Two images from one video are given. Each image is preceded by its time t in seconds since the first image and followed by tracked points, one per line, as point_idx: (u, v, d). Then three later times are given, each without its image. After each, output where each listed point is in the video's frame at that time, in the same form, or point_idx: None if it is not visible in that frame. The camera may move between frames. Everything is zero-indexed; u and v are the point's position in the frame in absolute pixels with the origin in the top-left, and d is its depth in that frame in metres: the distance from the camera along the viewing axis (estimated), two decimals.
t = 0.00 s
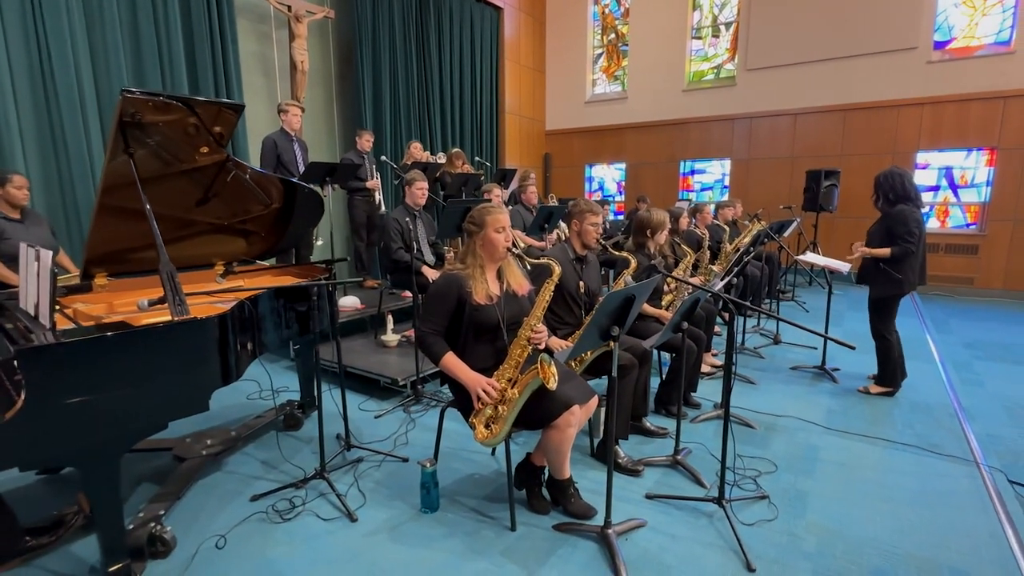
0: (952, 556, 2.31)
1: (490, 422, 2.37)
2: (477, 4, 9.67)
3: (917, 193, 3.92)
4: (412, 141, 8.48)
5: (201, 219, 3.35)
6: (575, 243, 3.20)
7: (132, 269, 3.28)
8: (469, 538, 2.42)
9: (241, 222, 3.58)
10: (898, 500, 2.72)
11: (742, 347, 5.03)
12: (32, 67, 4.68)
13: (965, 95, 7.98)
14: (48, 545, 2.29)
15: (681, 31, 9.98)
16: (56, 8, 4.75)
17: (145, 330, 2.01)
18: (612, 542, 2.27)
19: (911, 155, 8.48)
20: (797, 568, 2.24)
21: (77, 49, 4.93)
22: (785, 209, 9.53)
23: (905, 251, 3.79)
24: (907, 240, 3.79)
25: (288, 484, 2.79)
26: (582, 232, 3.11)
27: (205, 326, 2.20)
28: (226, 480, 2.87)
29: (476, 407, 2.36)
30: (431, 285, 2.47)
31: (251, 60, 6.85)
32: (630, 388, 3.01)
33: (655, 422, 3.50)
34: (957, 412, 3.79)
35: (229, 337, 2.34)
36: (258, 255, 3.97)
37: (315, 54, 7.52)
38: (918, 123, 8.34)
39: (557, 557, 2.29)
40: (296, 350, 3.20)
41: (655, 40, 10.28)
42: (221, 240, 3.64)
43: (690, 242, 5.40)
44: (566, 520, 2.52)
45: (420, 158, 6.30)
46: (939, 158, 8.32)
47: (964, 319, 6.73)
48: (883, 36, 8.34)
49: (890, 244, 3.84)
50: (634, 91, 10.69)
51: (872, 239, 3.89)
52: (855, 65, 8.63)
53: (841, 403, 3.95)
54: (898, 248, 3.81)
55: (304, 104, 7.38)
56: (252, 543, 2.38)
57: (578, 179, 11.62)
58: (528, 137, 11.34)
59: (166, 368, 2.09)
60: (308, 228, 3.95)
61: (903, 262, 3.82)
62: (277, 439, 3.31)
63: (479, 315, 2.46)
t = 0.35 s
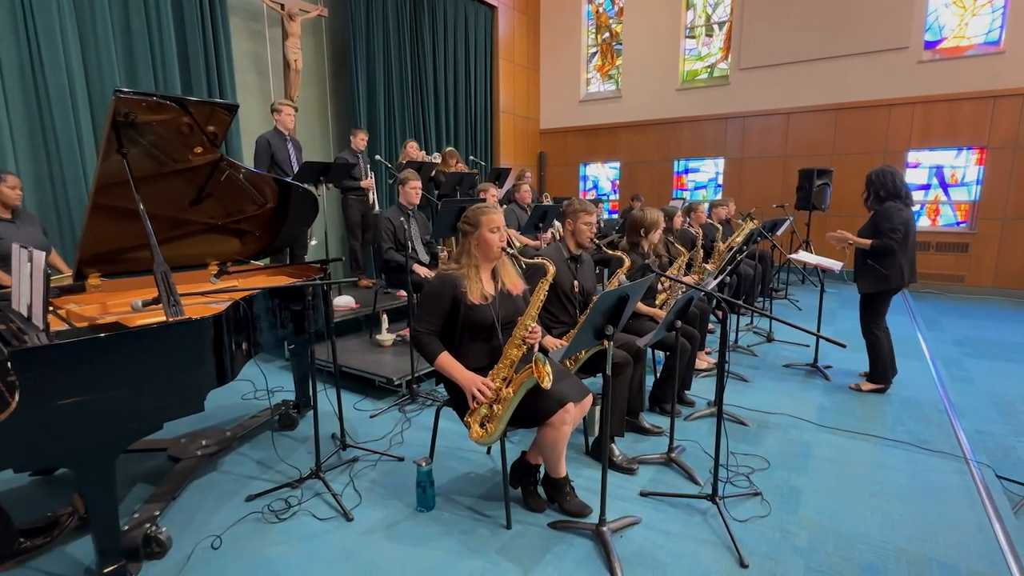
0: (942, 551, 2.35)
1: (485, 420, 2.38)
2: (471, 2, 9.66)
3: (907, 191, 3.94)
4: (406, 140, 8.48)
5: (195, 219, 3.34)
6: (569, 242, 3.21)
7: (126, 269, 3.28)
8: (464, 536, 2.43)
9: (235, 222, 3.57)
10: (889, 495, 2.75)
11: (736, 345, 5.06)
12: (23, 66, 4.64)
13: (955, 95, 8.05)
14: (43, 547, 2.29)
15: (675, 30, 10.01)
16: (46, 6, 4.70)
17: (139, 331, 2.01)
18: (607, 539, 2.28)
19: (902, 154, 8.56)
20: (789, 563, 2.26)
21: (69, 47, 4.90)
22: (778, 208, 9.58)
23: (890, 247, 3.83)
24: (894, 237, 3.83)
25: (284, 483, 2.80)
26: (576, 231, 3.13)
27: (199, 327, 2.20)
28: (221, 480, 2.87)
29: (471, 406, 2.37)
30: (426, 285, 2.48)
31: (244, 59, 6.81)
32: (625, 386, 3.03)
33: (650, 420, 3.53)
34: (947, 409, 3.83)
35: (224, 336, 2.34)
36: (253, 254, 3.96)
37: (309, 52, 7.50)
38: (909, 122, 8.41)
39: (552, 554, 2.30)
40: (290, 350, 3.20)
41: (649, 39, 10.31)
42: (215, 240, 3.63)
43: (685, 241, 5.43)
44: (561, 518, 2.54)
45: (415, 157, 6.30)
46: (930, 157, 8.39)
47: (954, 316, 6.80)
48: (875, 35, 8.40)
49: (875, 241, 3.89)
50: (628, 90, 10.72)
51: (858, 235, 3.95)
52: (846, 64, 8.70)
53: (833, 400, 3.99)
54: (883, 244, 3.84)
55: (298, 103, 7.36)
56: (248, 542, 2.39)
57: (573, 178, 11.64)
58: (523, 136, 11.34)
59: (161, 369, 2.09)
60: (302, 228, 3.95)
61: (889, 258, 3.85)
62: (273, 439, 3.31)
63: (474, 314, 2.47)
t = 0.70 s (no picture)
0: (939, 548, 2.36)
1: (484, 419, 2.38)
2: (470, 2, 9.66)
3: (902, 190, 3.94)
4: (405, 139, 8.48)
5: (194, 218, 3.34)
6: (568, 241, 3.22)
7: (125, 268, 3.28)
8: (463, 534, 2.44)
9: (234, 222, 3.57)
10: (886, 493, 2.77)
11: (734, 344, 5.08)
12: (19, 65, 4.62)
13: (951, 94, 8.08)
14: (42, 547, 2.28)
15: (674, 30, 10.02)
16: (43, 6, 4.69)
17: (139, 331, 2.01)
18: (606, 537, 2.29)
19: (899, 154, 8.58)
20: (788, 560, 2.28)
21: (66, 46, 4.88)
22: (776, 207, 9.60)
23: (879, 245, 3.85)
24: (884, 235, 3.85)
25: (283, 482, 2.80)
26: (574, 230, 3.13)
27: (199, 326, 2.20)
28: (221, 479, 2.87)
29: (470, 404, 2.38)
30: (426, 284, 2.49)
31: (242, 58, 6.80)
32: (623, 384, 3.04)
33: (649, 419, 3.54)
34: (945, 407, 3.85)
35: (223, 335, 2.34)
36: (252, 254, 3.96)
37: (307, 51, 7.49)
38: (906, 122, 8.43)
39: (551, 552, 2.31)
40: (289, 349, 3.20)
41: (647, 39, 10.32)
42: (215, 239, 3.64)
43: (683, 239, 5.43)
44: (560, 516, 2.54)
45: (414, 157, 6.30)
46: (926, 157, 8.42)
47: (951, 315, 6.83)
48: (873, 35, 8.42)
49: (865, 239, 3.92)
50: (626, 89, 10.72)
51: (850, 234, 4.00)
52: (843, 64, 8.72)
53: (831, 398, 4.00)
54: (873, 242, 3.88)
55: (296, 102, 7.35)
56: (248, 542, 2.39)
57: (571, 178, 11.65)
58: (521, 135, 11.34)
59: (161, 368, 2.09)
60: (301, 228, 3.95)
61: (880, 256, 3.87)
62: (272, 438, 3.31)
63: (474, 313, 2.48)
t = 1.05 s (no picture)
0: (938, 546, 2.37)
1: (485, 418, 2.38)
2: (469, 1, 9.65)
3: (901, 190, 3.94)
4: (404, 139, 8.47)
5: (194, 218, 3.34)
6: (569, 240, 3.22)
7: (124, 268, 3.28)
8: (464, 533, 2.44)
9: (234, 221, 3.57)
10: (886, 492, 2.78)
11: (734, 344, 5.08)
12: (19, 64, 4.61)
13: (950, 94, 8.10)
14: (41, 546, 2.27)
15: (673, 29, 10.02)
16: (43, 5, 4.68)
17: (140, 331, 2.01)
18: (607, 536, 2.30)
19: (898, 153, 8.60)
20: (788, 559, 2.28)
21: (66, 46, 4.87)
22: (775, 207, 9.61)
23: (880, 245, 3.85)
24: (884, 235, 3.84)
25: (284, 482, 2.80)
26: (576, 230, 3.13)
27: (200, 325, 2.20)
28: (221, 479, 2.87)
29: (471, 403, 2.38)
30: (427, 283, 2.49)
31: (241, 58, 6.79)
32: (624, 383, 3.04)
33: (649, 417, 3.55)
34: (944, 406, 3.85)
35: (225, 335, 2.34)
36: (252, 254, 3.96)
37: (306, 51, 7.48)
38: (905, 122, 8.45)
39: (553, 551, 2.31)
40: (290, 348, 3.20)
41: (646, 40, 10.32)
42: (215, 238, 3.64)
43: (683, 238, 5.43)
44: (561, 515, 2.55)
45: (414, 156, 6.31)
46: (925, 156, 8.44)
47: (950, 314, 6.84)
48: (871, 34, 8.43)
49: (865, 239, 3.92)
50: (626, 89, 10.73)
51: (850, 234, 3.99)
52: (842, 64, 8.73)
53: (831, 397, 4.01)
54: (873, 243, 3.87)
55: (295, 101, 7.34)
56: (249, 541, 2.39)
57: (571, 177, 11.66)
58: (521, 135, 11.34)
59: (162, 368, 2.09)
60: (301, 228, 3.95)
61: (880, 257, 3.87)
62: (272, 438, 3.31)
63: (475, 312, 2.48)
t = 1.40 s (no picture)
0: (939, 545, 2.38)
1: (488, 417, 2.39)
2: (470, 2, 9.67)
3: (902, 189, 3.93)
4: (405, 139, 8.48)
5: (196, 218, 3.35)
6: (571, 240, 3.23)
7: (128, 268, 3.29)
8: (467, 532, 2.45)
9: (236, 221, 3.58)
10: (887, 491, 2.78)
11: (735, 344, 5.09)
12: (21, 63, 4.63)
13: (950, 95, 8.11)
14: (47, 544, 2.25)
15: (674, 30, 10.03)
16: (45, 5, 4.70)
17: (144, 332, 2.02)
18: (610, 535, 2.31)
19: (898, 154, 8.61)
20: (790, 558, 2.29)
21: (67, 45, 4.89)
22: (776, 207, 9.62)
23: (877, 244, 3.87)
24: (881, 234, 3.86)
25: (287, 481, 2.81)
26: (578, 230, 3.13)
27: (204, 324, 2.21)
28: (225, 478, 2.88)
29: (474, 402, 2.39)
30: (430, 283, 2.50)
31: (242, 58, 6.80)
32: (626, 384, 3.06)
33: (650, 417, 3.56)
34: (944, 406, 3.86)
35: (229, 335, 2.35)
36: (254, 254, 3.96)
37: (307, 51, 7.49)
38: (904, 123, 8.46)
39: (556, 550, 2.32)
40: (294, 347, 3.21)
41: (646, 40, 10.34)
42: (217, 238, 3.64)
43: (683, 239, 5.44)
44: (563, 514, 2.56)
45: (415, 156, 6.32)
46: (926, 156, 8.45)
47: (950, 314, 6.85)
48: (872, 35, 8.44)
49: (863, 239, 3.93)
50: (626, 89, 10.74)
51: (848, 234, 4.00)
52: (843, 64, 8.74)
53: (831, 397, 4.02)
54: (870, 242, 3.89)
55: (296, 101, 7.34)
56: (252, 540, 2.40)
57: (571, 177, 11.67)
58: (521, 135, 11.35)
59: (165, 367, 2.09)
60: (304, 228, 3.96)
61: (876, 256, 3.89)
62: (275, 437, 3.32)
63: (477, 312, 2.49)
